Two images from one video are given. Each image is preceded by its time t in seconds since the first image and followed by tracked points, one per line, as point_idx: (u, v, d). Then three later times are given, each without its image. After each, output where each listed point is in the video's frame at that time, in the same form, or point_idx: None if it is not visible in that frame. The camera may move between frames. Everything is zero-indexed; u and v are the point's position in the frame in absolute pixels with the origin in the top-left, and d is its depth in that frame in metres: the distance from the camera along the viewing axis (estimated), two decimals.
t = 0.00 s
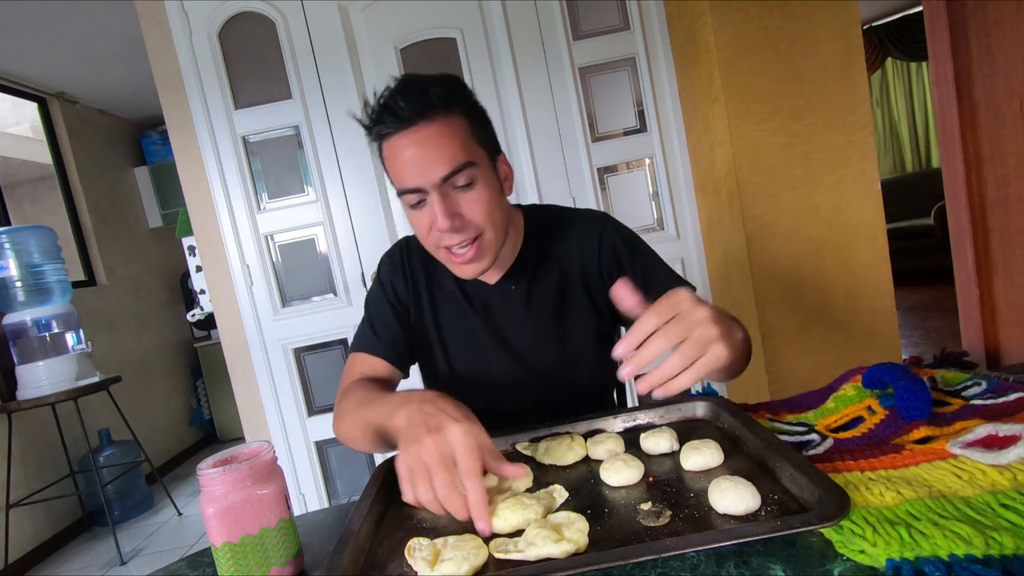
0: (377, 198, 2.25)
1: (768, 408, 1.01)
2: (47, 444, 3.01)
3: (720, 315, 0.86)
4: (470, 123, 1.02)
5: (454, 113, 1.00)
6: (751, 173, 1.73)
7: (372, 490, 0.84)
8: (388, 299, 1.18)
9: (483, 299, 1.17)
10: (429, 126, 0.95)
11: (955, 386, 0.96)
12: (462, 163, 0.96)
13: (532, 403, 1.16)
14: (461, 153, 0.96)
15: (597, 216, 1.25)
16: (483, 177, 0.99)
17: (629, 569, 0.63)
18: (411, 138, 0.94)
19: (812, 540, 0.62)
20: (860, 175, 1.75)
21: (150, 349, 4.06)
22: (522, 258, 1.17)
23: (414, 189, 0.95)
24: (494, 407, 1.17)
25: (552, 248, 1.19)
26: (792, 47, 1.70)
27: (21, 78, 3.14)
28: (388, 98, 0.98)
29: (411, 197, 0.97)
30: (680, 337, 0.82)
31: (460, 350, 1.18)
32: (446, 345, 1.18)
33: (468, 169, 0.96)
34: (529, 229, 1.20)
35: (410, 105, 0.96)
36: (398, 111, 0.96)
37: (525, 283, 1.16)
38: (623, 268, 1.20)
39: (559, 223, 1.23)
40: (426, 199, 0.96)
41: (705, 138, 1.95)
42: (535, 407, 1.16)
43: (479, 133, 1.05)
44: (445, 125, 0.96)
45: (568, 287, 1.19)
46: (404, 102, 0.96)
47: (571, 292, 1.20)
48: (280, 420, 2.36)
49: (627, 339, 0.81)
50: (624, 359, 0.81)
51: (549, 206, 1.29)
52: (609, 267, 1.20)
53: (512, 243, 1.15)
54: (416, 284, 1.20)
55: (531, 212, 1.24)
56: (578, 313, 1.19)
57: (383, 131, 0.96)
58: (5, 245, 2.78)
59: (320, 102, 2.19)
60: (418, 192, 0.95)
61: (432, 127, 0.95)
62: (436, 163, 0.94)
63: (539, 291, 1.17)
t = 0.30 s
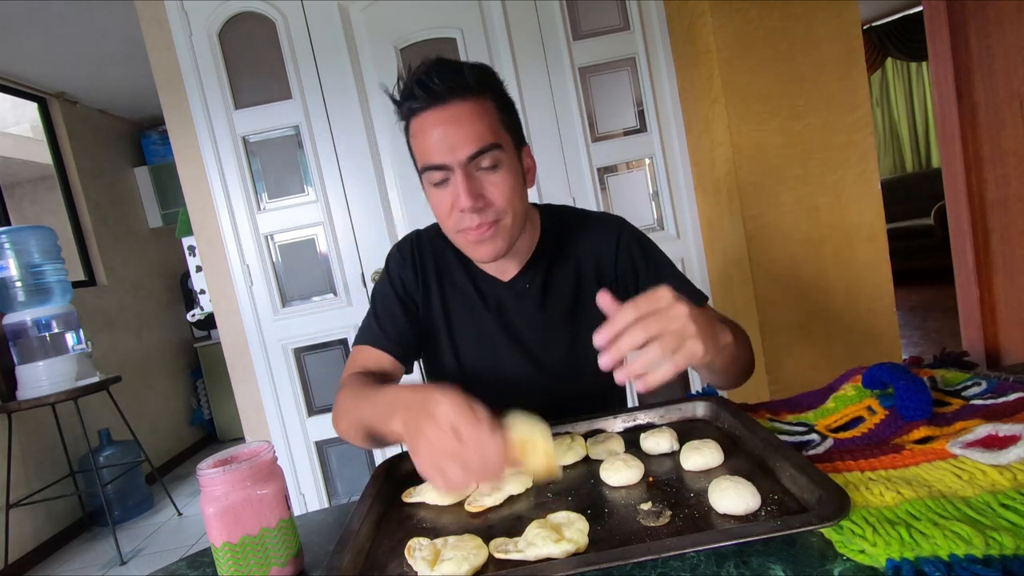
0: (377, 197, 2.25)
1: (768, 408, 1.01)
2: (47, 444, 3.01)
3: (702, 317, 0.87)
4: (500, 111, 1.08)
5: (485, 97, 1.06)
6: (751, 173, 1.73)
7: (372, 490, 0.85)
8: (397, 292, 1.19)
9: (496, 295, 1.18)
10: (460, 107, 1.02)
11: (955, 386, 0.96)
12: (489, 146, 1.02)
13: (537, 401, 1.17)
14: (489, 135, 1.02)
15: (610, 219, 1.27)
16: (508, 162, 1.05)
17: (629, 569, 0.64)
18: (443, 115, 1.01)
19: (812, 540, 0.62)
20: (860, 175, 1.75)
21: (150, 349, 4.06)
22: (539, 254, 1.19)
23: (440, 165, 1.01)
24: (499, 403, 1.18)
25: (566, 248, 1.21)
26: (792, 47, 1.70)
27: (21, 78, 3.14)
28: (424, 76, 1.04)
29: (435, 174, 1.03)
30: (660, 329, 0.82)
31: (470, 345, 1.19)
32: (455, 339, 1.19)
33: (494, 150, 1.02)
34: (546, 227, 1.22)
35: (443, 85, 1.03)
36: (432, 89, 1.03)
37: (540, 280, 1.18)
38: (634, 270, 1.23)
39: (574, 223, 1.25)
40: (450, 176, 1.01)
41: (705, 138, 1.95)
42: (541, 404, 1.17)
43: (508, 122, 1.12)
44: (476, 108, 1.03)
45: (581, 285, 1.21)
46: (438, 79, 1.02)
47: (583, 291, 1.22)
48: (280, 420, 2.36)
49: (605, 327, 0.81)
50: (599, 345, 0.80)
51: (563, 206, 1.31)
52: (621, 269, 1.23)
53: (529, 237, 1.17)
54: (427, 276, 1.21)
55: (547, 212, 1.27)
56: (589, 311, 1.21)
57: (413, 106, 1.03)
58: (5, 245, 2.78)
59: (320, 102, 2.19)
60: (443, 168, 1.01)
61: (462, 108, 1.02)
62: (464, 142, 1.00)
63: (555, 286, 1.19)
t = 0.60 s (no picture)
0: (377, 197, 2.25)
1: (768, 407, 1.01)
2: (47, 444, 3.01)
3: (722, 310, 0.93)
4: (493, 110, 1.17)
5: (478, 96, 1.15)
6: (751, 173, 1.73)
7: (371, 490, 0.85)
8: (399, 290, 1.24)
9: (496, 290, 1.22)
10: (452, 105, 1.11)
11: (955, 386, 0.96)
12: (479, 144, 1.10)
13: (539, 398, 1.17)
14: (479, 134, 1.10)
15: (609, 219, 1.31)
16: (498, 159, 1.12)
17: (629, 569, 0.64)
18: (436, 114, 1.10)
19: (812, 540, 0.62)
20: (860, 175, 1.75)
21: (150, 350, 4.06)
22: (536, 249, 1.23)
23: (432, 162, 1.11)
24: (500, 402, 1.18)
25: (564, 246, 1.26)
26: (791, 48, 1.70)
27: (20, 77, 3.14)
28: (419, 78, 1.15)
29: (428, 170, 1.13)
30: (684, 297, 0.87)
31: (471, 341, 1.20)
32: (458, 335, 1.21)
33: (485, 148, 1.10)
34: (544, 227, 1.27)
35: (437, 86, 1.13)
36: (425, 88, 1.13)
37: (540, 277, 1.22)
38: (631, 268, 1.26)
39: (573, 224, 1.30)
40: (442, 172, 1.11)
41: (705, 138, 1.95)
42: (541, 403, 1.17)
43: (502, 121, 1.20)
44: (467, 108, 1.11)
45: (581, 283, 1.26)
46: (431, 81, 1.12)
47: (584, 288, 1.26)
48: (281, 419, 2.36)
49: (625, 280, 0.85)
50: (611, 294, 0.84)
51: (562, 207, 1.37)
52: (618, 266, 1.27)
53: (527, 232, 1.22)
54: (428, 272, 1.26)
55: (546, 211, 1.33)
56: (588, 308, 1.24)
57: (409, 106, 1.13)
58: (5, 245, 2.77)
59: (320, 102, 2.19)
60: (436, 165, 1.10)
61: (454, 106, 1.11)
62: (455, 140, 1.09)
63: (556, 285, 1.24)
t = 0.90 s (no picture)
0: (377, 198, 2.25)
1: (768, 407, 1.01)
2: (47, 444, 3.01)
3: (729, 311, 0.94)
4: (499, 110, 1.18)
5: (485, 95, 1.16)
6: (751, 174, 1.73)
7: (371, 490, 0.85)
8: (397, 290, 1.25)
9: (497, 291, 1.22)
10: (460, 105, 1.13)
11: (954, 386, 0.96)
12: (486, 145, 1.12)
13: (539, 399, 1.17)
14: (485, 135, 1.12)
15: (611, 219, 1.31)
16: (505, 159, 1.15)
17: (629, 569, 0.64)
18: (443, 113, 1.12)
19: (812, 541, 0.62)
20: (860, 175, 1.75)
21: (150, 350, 4.06)
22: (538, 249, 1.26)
23: (439, 162, 1.13)
24: (500, 402, 1.18)
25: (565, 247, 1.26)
26: (791, 48, 1.70)
27: (20, 77, 3.14)
28: (425, 74, 1.13)
29: (434, 169, 1.14)
30: (697, 302, 0.87)
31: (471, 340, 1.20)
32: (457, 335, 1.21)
33: (492, 149, 1.13)
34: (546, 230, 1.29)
35: (445, 85, 1.13)
36: (432, 86, 1.13)
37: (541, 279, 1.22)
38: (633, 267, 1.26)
39: (575, 225, 1.30)
40: (448, 172, 1.13)
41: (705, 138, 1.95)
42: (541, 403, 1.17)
43: (507, 120, 1.21)
44: (475, 108, 1.14)
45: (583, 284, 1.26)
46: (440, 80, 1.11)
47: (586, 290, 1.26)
48: (281, 419, 2.36)
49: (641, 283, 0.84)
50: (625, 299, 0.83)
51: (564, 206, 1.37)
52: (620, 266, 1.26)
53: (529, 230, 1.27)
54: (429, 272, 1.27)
55: (548, 212, 1.34)
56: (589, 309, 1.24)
57: (415, 105, 1.14)
58: (5, 245, 2.78)
59: (320, 102, 2.19)
60: (442, 165, 1.13)
61: (461, 107, 1.12)
62: (462, 141, 1.11)
63: (557, 290, 1.24)
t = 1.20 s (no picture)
0: (377, 198, 2.25)
1: (768, 408, 1.01)
2: (47, 444, 3.01)
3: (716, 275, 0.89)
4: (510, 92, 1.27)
5: (498, 77, 1.25)
6: (752, 172, 1.73)
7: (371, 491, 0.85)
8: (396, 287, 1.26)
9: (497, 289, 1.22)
10: (475, 81, 1.21)
11: (955, 386, 0.96)
12: (501, 120, 1.22)
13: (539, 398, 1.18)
14: (501, 111, 1.22)
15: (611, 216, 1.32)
16: (516, 137, 1.25)
17: (629, 569, 0.64)
18: (459, 87, 1.20)
19: (812, 541, 0.62)
20: (861, 175, 1.75)
21: (150, 349, 4.06)
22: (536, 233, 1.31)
23: (456, 132, 1.20)
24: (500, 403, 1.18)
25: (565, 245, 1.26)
26: (793, 46, 1.69)
27: (20, 77, 3.14)
28: (445, 49, 1.21)
29: (449, 139, 1.22)
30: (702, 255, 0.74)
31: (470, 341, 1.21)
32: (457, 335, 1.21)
33: (505, 125, 1.23)
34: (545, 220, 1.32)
35: (464, 61, 1.21)
36: (452, 62, 1.20)
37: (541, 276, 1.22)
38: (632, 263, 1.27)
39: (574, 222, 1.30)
40: (464, 143, 1.21)
41: (705, 138, 1.95)
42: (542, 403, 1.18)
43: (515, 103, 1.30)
44: (490, 85, 1.22)
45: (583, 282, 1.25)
46: (459, 52, 1.19)
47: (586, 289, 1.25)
48: (281, 419, 2.36)
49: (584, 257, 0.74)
50: (578, 267, 0.76)
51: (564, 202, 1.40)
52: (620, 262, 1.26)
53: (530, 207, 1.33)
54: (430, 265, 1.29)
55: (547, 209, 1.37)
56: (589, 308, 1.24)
57: (433, 77, 1.21)
58: (5, 245, 2.78)
59: (320, 102, 2.19)
60: (458, 135, 1.21)
61: (477, 82, 1.21)
62: (479, 114, 1.20)
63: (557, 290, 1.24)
